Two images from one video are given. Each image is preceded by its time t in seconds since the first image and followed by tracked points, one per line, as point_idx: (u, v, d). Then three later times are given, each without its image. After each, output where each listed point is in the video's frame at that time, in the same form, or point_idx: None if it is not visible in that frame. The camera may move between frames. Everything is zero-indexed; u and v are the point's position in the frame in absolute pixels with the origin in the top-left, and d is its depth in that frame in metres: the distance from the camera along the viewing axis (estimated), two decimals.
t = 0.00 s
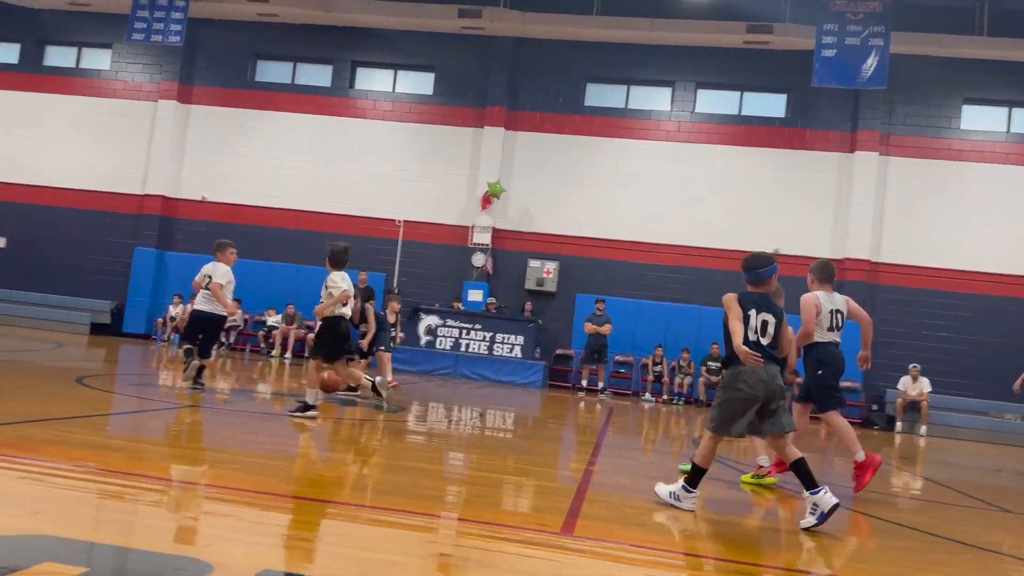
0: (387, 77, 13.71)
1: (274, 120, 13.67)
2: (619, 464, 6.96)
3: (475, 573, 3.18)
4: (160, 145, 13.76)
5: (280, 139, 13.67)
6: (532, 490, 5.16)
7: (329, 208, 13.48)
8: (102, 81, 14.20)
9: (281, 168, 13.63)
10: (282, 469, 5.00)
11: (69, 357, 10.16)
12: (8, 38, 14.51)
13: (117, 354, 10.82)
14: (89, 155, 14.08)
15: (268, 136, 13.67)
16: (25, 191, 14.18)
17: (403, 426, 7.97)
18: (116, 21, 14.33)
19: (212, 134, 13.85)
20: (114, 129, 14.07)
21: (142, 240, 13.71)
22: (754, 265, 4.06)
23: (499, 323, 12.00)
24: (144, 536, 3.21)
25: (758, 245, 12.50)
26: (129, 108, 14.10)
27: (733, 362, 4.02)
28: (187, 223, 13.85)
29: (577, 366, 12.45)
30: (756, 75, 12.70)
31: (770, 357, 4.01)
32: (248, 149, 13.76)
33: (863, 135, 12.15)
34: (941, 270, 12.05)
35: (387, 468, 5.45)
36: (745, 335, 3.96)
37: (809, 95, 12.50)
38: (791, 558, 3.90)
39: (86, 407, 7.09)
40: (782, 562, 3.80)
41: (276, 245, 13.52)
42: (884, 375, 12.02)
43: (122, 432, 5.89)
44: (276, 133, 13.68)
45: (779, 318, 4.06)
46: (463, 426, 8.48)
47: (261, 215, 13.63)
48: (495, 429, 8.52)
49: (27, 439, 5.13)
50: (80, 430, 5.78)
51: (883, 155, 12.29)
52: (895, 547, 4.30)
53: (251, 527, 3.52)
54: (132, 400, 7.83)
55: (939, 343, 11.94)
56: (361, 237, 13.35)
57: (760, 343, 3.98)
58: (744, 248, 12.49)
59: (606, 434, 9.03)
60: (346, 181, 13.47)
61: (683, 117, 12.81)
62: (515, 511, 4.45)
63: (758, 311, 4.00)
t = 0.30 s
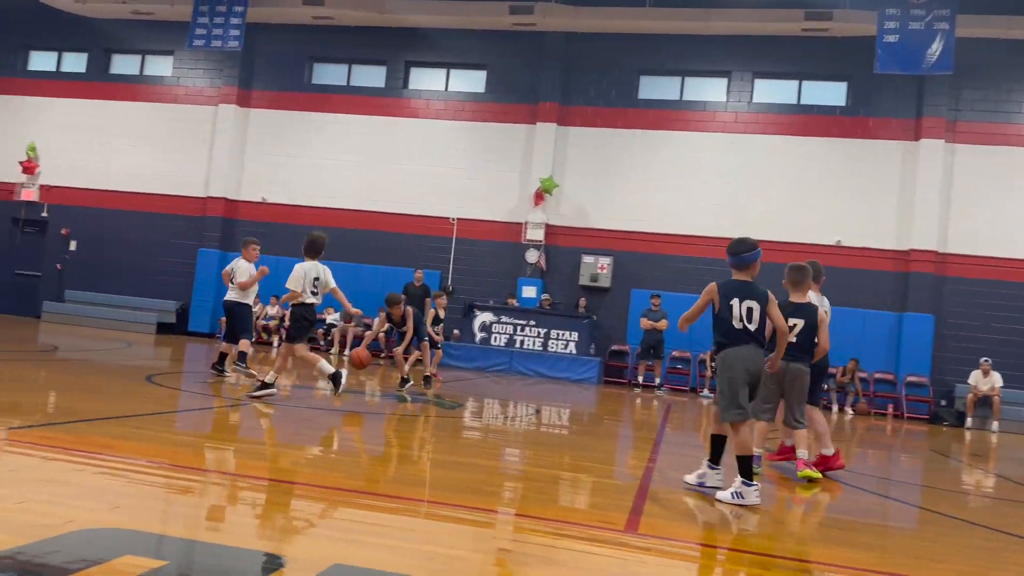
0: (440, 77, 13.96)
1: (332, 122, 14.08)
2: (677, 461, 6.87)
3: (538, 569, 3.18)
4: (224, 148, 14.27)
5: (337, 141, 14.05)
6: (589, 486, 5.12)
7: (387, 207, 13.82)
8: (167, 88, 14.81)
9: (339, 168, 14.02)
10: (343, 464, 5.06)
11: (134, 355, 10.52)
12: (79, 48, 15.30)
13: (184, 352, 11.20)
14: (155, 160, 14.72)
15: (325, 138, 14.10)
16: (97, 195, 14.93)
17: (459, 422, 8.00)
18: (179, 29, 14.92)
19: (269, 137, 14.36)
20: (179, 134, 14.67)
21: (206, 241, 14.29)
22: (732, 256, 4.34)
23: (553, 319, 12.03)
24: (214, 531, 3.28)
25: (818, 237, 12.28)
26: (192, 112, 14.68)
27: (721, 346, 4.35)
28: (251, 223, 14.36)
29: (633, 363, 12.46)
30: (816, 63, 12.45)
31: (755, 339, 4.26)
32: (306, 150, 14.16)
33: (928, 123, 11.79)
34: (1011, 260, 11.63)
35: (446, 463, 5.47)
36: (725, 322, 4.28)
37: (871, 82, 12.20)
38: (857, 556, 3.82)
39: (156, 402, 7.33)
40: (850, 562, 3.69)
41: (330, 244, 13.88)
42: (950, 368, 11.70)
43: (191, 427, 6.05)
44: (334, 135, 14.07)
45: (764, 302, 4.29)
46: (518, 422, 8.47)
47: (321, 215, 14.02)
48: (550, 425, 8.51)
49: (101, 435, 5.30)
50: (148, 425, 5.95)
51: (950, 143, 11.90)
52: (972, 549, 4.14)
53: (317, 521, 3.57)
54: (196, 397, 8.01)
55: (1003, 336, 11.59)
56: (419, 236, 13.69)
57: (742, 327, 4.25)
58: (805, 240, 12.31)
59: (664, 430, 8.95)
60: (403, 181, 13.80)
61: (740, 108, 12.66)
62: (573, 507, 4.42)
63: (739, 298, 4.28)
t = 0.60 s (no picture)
0: (479, 73, 14.23)
1: (374, 120, 14.48)
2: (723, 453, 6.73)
3: (584, 562, 3.12)
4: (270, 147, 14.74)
5: (380, 138, 14.45)
6: (632, 480, 5.04)
7: (430, 206, 14.17)
8: (211, 90, 15.30)
9: (383, 166, 14.41)
10: (390, 458, 5.04)
11: (181, 352, 10.74)
12: (126, 53, 15.91)
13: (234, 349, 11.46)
14: (201, 161, 15.23)
15: (368, 136, 14.50)
16: (147, 196, 15.53)
17: (501, 416, 7.96)
18: (223, 32, 15.42)
19: (313, 136, 14.78)
20: (224, 135, 15.13)
21: (252, 240, 14.76)
22: (714, 249, 4.54)
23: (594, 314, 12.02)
24: (263, 523, 3.27)
25: (868, 226, 12.23)
26: (235, 114, 15.15)
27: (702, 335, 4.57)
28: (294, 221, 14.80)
29: (676, 356, 12.59)
30: (859, 50, 12.38)
31: (736, 328, 4.45)
32: (349, 149, 14.57)
33: (979, 108, 11.65)
34: None
35: (489, 457, 5.43)
36: (706, 311, 4.49)
37: (920, 68, 12.06)
38: (910, 551, 3.71)
39: (205, 396, 7.42)
40: (905, 557, 3.61)
41: (376, 241, 14.40)
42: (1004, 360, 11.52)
43: (239, 421, 6.09)
44: (377, 132, 14.47)
45: (747, 294, 4.47)
46: (558, 416, 8.42)
47: (365, 214, 14.47)
48: (591, 420, 8.44)
49: (152, 428, 5.36)
50: (198, 418, 6.02)
51: (1002, 128, 11.71)
52: None
53: (363, 514, 3.56)
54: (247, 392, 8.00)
55: None
56: (461, 233, 13.98)
57: (723, 317, 4.45)
58: (853, 229, 12.28)
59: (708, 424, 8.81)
60: (445, 176, 14.12)
61: (784, 96, 12.66)
62: (616, 500, 4.36)
63: (720, 289, 4.49)
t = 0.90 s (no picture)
0: (506, 67, 14.47)
1: (403, 115, 14.73)
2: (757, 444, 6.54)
3: (615, 556, 3.01)
4: (299, 143, 15.03)
5: (409, 133, 14.70)
6: (663, 472, 4.87)
7: (460, 200, 14.40)
8: (241, 88, 15.54)
9: (413, 161, 14.69)
10: (420, 450, 4.96)
11: (215, 349, 10.82)
12: (157, 53, 16.24)
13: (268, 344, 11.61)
14: (233, 159, 15.51)
15: (398, 131, 14.76)
16: (180, 193, 15.85)
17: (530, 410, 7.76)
18: (251, 30, 15.67)
19: (344, 132, 15.08)
20: (255, 132, 15.42)
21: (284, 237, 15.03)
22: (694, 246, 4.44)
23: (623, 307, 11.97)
24: (289, 517, 3.17)
25: (903, 216, 12.27)
26: (265, 111, 15.43)
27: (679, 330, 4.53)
28: (324, 218, 15.10)
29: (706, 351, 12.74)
30: (890, 36, 12.42)
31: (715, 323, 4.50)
32: (379, 144, 14.87)
33: (1016, 94, 11.63)
34: None
35: (516, 449, 5.29)
36: (688, 309, 4.45)
37: (955, 55, 12.10)
38: (947, 546, 3.57)
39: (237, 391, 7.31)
40: (946, 552, 3.48)
41: (404, 234, 14.67)
42: None
43: (270, 414, 5.97)
44: (406, 126, 14.71)
45: (722, 289, 4.52)
46: (588, 410, 8.25)
47: (393, 209, 14.75)
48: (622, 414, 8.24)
49: (184, 423, 5.25)
50: (233, 411, 5.97)
51: None
52: None
53: (396, 507, 3.47)
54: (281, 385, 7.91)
55: None
56: (491, 227, 14.19)
57: (704, 313, 4.46)
58: (888, 219, 12.33)
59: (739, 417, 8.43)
60: (475, 169, 14.35)
61: (815, 85, 12.74)
62: (646, 493, 4.20)
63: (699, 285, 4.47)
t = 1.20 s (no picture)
0: (521, 58, 14.51)
1: (418, 107, 14.81)
2: (777, 435, 6.42)
3: (633, 547, 2.93)
4: (315, 136, 15.16)
5: (424, 125, 14.78)
6: (683, 464, 4.74)
7: (476, 192, 14.46)
8: (257, 81, 15.66)
9: (429, 154, 14.76)
10: (437, 441, 4.87)
11: (234, 342, 10.82)
12: (174, 47, 16.34)
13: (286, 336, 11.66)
14: (251, 152, 15.64)
15: (414, 123, 14.84)
16: (198, 186, 15.97)
17: (547, 402, 7.61)
18: (266, 23, 15.71)
19: (360, 124, 15.18)
20: (272, 126, 15.55)
21: (301, 231, 15.15)
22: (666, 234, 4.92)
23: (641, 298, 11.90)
24: (305, 507, 3.09)
25: (924, 206, 12.27)
26: (281, 104, 15.53)
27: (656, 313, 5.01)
28: (341, 211, 15.25)
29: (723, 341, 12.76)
30: (912, 23, 12.35)
31: (689, 306, 4.96)
32: (395, 136, 14.96)
33: None
34: None
35: (534, 440, 5.19)
36: (663, 293, 4.93)
37: (977, 41, 12.02)
38: (968, 538, 3.48)
39: (255, 383, 7.24)
40: (969, 544, 3.38)
41: (420, 226, 14.75)
42: None
43: (286, 406, 5.90)
44: (421, 118, 14.80)
45: (695, 274, 5.00)
46: (606, 402, 8.14)
47: (407, 201, 14.85)
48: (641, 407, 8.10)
49: (201, 414, 5.18)
50: (252, 402, 5.95)
51: None
52: None
53: (415, 498, 3.38)
54: (300, 378, 7.88)
55: None
56: (507, 219, 14.26)
57: (679, 297, 4.92)
58: (908, 209, 12.34)
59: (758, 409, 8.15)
60: (491, 160, 14.42)
61: (834, 73, 12.73)
62: (665, 485, 4.09)
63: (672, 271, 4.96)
